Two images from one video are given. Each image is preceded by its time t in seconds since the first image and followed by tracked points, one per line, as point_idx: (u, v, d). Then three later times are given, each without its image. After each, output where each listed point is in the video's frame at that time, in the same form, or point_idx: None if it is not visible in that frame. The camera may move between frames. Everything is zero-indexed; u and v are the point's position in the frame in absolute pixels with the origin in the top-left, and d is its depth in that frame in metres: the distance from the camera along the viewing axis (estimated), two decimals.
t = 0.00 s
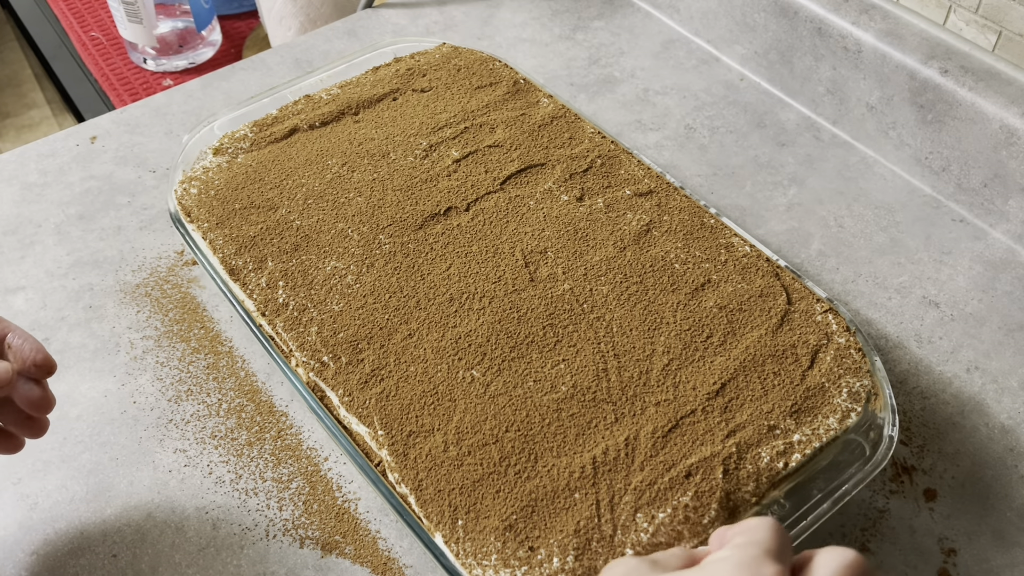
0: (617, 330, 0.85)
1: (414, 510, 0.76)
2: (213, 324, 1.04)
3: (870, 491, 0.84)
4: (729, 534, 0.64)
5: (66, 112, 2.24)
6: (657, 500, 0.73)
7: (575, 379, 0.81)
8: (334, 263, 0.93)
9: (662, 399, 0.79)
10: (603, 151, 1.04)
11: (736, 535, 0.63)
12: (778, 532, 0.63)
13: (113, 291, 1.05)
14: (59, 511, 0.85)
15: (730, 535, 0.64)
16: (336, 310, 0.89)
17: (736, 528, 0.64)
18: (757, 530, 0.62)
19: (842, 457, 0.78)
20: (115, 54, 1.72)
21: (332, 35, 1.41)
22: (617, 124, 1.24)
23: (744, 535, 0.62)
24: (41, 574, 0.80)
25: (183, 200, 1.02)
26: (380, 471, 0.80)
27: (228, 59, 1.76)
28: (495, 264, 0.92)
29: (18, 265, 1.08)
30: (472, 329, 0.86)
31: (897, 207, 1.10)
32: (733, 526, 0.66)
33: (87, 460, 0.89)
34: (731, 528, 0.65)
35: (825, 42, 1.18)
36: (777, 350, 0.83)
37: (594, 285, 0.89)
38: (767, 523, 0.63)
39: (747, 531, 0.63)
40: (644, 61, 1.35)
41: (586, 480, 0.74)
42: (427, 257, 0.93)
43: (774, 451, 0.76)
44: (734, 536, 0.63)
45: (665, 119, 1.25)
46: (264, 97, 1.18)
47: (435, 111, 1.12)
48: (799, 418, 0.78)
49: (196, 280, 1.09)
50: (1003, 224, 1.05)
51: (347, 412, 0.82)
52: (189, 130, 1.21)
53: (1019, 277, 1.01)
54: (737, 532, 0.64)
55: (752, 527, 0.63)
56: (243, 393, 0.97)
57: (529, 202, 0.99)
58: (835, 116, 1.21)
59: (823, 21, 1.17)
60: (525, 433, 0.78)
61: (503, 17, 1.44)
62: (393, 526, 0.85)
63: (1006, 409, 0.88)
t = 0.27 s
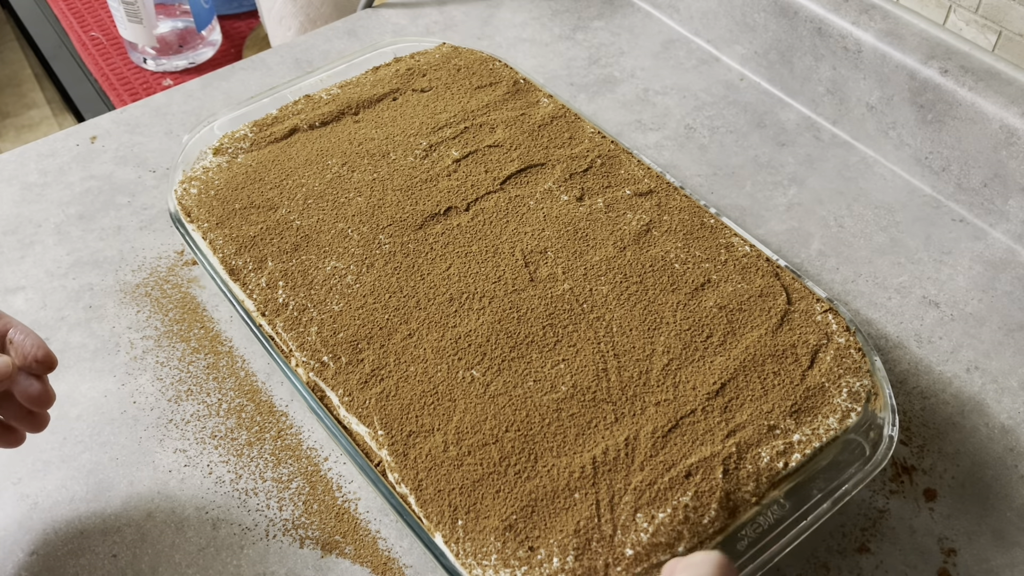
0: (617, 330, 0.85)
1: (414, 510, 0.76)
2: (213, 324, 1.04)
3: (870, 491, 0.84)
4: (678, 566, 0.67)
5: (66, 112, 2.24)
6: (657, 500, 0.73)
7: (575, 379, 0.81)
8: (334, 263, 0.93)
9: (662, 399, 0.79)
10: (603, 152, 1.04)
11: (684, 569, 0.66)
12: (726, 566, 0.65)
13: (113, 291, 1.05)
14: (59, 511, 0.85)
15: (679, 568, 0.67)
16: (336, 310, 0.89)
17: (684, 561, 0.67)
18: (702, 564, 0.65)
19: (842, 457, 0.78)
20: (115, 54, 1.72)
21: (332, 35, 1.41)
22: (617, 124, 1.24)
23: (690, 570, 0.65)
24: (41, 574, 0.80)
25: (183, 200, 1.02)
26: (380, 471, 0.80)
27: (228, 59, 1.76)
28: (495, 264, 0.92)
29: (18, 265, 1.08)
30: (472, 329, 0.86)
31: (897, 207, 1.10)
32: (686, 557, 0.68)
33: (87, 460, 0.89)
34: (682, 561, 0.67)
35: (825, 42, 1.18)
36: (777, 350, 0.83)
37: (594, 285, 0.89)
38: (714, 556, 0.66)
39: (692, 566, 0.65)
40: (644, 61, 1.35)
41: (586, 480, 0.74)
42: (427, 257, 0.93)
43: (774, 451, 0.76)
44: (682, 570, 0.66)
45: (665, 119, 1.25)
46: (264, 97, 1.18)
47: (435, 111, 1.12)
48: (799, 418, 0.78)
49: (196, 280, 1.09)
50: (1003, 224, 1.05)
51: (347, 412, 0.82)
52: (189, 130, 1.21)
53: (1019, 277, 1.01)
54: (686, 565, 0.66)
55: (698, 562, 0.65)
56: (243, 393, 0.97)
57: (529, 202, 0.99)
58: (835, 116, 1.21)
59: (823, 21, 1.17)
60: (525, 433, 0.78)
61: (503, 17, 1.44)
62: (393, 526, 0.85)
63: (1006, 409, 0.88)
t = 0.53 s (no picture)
0: (617, 330, 0.85)
1: (414, 510, 0.76)
2: (213, 324, 1.04)
3: (871, 492, 0.84)
4: None
5: (66, 112, 2.24)
6: (657, 500, 0.73)
7: (575, 379, 0.81)
8: (334, 263, 0.93)
9: (662, 399, 0.79)
10: (603, 151, 1.04)
11: None
12: None
13: (113, 291, 1.05)
14: (59, 511, 0.85)
15: None
16: (336, 310, 0.89)
17: None
18: None
19: (842, 457, 0.78)
20: (115, 54, 1.72)
21: (332, 35, 1.41)
22: (617, 124, 1.24)
23: None
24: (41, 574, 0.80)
25: (183, 201, 1.02)
26: (380, 471, 0.80)
27: (228, 59, 1.77)
28: (495, 264, 0.92)
29: (18, 265, 1.08)
30: (472, 329, 0.86)
31: (897, 207, 1.10)
32: None
33: (87, 460, 0.89)
34: None
35: (825, 42, 1.18)
36: (777, 350, 0.83)
37: (594, 285, 0.89)
38: None
39: None
40: (644, 61, 1.35)
41: (586, 480, 0.74)
42: (427, 257, 0.93)
43: (774, 451, 0.76)
44: None
45: (665, 119, 1.25)
46: (264, 97, 1.18)
47: (435, 111, 1.12)
48: (799, 418, 0.78)
49: (196, 280, 1.09)
50: (1003, 224, 1.05)
51: (347, 412, 0.82)
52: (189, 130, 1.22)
53: (1020, 277, 1.01)
54: None
55: None
56: (243, 393, 0.97)
57: (529, 202, 0.99)
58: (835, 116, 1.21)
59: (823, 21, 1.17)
60: (524, 433, 0.78)
61: (503, 17, 1.44)
62: (393, 526, 0.85)
63: (1006, 409, 0.88)
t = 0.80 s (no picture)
0: (617, 330, 0.85)
1: (414, 510, 0.76)
2: (213, 324, 1.04)
3: (870, 492, 0.84)
4: None
5: (66, 112, 2.24)
6: (657, 500, 0.73)
7: (575, 378, 0.81)
8: (334, 263, 0.93)
9: (662, 399, 0.79)
10: (603, 151, 1.04)
11: None
12: None
13: (113, 291, 1.05)
14: (59, 511, 0.85)
15: None
16: (336, 310, 0.89)
17: None
18: None
19: (842, 457, 0.78)
20: (114, 54, 1.72)
21: (332, 35, 1.41)
22: (617, 124, 1.24)
23: None
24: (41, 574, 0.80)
25: (183, 201, 1.02)
26: (380, 471, 0.80)
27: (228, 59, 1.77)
28: (495, 264, 0.92)
29: (18, 264, 1.08)
30: (472, 329, 0.86)
31: (897, 207, 1.10)
32: None
33: (87, 460, 0.89)
34: None
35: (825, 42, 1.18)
36: (777, 350, 0.83)
37: (594, 285, 0.89)
38: None
39: None
40: (644, 61, 1.35)
41: (586, 480, 0.74)
42: (427, 257, 0.93)
43: (774, 451, 0.76)
44: None
45: (665, 119, 1.25)
46: (264, 97, 1.18)
47: (435, 111, 1.12)
48: (799, 418, 0.78)
49: (196, 280, 1.08)
50: (1003, 224, 1.05)
51: (347, 412, 0.82)
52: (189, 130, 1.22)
53: (1020, 277, 1.01)
54: None
55: None
56: (243, 393, 0.97)
57: (529, 202, 0.99)
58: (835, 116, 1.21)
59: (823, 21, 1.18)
60: (524, 433, 0.78)
61: (503, 17, 1.44)
62: (393, 526, 0.85)
63: (1006, 409, 0.88)
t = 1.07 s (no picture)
0: (617, 330, 0.85)
1: (414, 510, 0.76)
2: (213, 324, 1.04)
3: (870, 491, 0.84)
4: None
5: (66, 112, 2.24)
6: (656, 500, 0.73)
7: (575, 378, 0.81)
8: (334, 263, 0.94)
9: (662, 399, 0.79)
10: (603, 152, 1.04)
11: None
12: None
13: (113, 291, 1.05)
14: (59, 511, 0.85)
15: None
16: (336, 310, 0.89)
17: None
18: None
19: (842, 457, 0.78)
20: (115, 54, 1.72)
21: (332, 35, 1.41)
22: (617, 124, 1.24)
23: None
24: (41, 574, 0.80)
25: (183, 201, 1.02)
26: (381, 471, 0.80)
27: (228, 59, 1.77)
28: (495, 264, 0.92)
29: (18, 264, 1.08)
30: (472, 329, 0.86)
31: (897, 207, 1.10)
32: None
33: (87, 460, 0.89)
34: None
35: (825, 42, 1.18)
36: (777, 350, 0.83)
37: (594, 285, 0.89)
38: None
39: None
40: (644, 61, 1.35)
41: (586, 480, 0.74)
42: (427, 257, 0.93)
43: (774, 451, 0.76)
44: None
45: (665, 119, 1.25)
46: (264, 97, 1.18)
47: (435, 111, 1.12)
48: (799, 418, 0.78)
49: (196, 280, 1.09)
50: (1003, 224, 1.05)
51: (347, 412, 0.82)
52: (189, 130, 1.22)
53: (1020, 276, 1.01)
54: None
55: None
56: (243, 393, 0.97)
57: (529, 202, 0.99)
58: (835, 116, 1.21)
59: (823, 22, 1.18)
60: (524, 433, 0.78)
61: (503, 17, 1.44)
62: (393, 526, 0.85)
63: (1006, 409, 0.88)
